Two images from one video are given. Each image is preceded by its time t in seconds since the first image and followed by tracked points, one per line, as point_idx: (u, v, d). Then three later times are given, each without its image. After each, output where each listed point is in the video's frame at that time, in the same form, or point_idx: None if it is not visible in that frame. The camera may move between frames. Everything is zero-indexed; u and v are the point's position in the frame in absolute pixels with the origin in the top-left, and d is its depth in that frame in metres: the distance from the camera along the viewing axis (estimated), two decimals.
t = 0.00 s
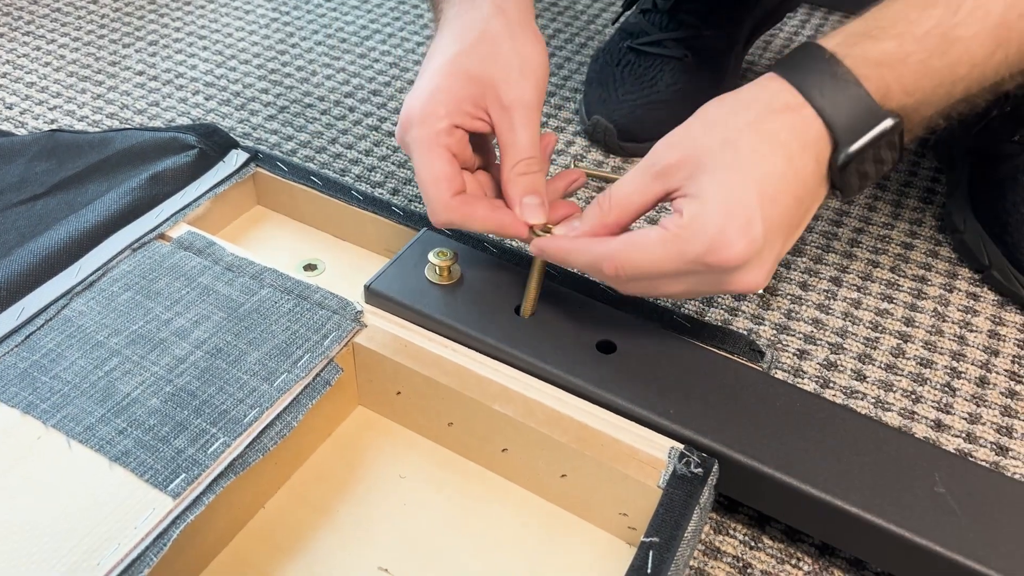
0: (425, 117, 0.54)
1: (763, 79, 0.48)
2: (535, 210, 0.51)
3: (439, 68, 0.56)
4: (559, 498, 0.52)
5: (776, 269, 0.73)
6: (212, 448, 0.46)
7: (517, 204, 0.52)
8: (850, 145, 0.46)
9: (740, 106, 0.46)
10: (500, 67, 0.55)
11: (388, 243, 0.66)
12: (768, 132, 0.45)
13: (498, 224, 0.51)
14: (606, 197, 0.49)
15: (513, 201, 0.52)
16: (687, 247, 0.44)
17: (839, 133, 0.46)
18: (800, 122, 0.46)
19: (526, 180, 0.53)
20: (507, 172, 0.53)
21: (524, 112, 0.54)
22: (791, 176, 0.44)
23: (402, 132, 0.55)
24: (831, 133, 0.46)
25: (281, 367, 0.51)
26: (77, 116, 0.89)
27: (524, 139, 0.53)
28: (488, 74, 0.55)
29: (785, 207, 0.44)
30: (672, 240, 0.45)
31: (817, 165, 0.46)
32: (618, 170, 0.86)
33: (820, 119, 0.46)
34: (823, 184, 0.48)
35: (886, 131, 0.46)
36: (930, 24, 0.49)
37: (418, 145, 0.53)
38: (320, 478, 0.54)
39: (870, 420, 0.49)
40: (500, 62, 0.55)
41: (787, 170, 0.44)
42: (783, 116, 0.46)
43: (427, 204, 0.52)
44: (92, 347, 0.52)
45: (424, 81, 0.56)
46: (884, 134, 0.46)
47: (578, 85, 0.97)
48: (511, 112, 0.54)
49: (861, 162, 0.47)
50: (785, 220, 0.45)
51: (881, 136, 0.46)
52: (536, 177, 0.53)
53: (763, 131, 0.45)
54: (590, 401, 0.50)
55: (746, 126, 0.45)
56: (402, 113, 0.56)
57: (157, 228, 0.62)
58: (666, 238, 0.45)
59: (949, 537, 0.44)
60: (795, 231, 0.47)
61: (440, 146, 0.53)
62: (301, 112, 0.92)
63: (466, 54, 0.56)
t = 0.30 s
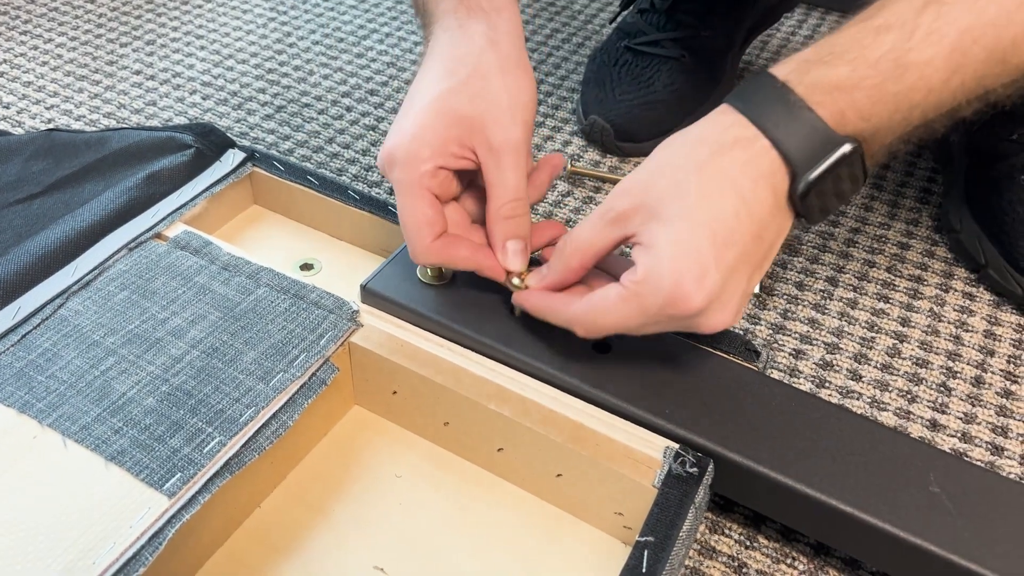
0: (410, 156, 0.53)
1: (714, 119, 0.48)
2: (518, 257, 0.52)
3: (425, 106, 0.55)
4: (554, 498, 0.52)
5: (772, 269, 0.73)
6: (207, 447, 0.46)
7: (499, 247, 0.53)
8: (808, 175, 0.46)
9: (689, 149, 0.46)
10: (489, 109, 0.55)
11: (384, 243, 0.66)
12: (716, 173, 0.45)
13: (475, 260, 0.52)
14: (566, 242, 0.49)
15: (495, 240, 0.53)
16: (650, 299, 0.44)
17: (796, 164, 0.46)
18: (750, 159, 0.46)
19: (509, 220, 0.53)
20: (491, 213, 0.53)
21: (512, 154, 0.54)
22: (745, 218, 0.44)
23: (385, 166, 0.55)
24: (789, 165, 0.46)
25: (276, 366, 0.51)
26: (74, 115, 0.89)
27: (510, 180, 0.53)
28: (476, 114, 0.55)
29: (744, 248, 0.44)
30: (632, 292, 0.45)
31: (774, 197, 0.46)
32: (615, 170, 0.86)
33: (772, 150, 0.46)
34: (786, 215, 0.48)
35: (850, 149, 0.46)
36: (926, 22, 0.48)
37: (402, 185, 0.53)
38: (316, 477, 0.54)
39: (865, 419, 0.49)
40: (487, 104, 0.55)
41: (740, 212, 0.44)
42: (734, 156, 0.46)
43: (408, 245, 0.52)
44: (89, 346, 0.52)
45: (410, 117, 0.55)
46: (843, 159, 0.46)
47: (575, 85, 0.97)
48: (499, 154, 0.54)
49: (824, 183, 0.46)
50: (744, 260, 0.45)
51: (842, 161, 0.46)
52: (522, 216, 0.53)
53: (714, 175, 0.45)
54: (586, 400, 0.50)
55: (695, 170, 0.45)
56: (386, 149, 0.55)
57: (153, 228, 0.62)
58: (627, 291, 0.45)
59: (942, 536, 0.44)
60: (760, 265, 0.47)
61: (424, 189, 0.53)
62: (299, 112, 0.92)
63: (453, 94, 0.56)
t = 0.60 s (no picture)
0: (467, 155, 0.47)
1: (699, 142, 0.50)
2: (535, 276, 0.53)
3: (473, 105, 0.49)
4: (553, 494, 0.52)
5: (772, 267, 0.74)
6: (209, 443, 0.46)
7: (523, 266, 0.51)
8: (779, 186, 0.46)
9: (663, 167, 0.48)
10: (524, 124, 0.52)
11: (384, 242, 0.66)
12: (678, 186, 0.46)
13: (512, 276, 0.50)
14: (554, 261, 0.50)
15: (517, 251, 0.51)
16: (595, 301, 0.44)
17: (768, 177, 0.46)
18: (721, 172, 0.47)
19: (530, 243, 0.51)
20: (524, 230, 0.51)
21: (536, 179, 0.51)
22: (703, 231, 0.44)
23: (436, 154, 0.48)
24: (761, 177, 0.46)
25: (277, 364, 0.52)
26: (75, 114, 0.89)
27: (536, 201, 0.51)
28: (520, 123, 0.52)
29: (699, 259, 0.43)
30: (578, 295, 0.45)
31: (741, 208, 0.46)
32: (615, 169, 0.86)
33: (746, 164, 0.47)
34: (766, 234, 0.46)
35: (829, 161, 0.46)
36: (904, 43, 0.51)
37: (465, 182, 0.47)
38: (317, 474, 0.54)
39: (862, 416, 0.49)
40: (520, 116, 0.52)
41: (698, 222, 0.44)
42: (705, 169, 0.47)
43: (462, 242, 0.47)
44: (91, 343, 0.52)
45: (455, 111, 0.49)
46: (816, 172, 0.46)
47: (574, 84, 0.98)
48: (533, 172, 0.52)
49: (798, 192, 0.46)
50: (704, 273, 0.43)
51: (816, 173, 0.46)
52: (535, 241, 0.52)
53: (678, 186, 0.46)
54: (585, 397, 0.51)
55: (661, 180, 0.46)
56: (435, 139, 0.48)
57: (154, 226, 0.62)
58: (575, 295, 0.45)
59: (940, 532, 0.44)
60: (735, 282, 0.45)
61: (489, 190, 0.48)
62: (299, 110, 0.92)
63: (496, 97, 0.51)
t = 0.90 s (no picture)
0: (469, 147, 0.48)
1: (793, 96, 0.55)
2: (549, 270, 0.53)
3: (473, 105, 0.50)
4: (554, 491, 0.52)
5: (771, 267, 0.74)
6: (211, 441, 0.47)
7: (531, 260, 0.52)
8: (846, 146, 0.50)
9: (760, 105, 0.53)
10: (523, 123, 0.52)
11: (385, 241, 0.66)
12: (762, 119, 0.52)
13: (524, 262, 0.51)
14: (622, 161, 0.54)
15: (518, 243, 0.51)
16: (664, 185, 0.49)
17: (836, 137, 0.50)
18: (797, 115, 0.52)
19: (532, 236, 0.52)
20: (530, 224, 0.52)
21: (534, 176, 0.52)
22: (776, 157, 0.50)
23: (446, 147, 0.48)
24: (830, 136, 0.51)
25: (279, 362, 0.52)
26: (76, 114, 0.89)
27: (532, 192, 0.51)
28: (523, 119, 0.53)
29: (762, 177, 0.49)
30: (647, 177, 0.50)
31: (809, 151, 0.51)
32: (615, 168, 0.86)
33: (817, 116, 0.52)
34: (825, 185, 0.51)
35: (897, 132, 0.49)
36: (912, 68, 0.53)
37: (475, 177, 0.47)
38: (319, 472, 0.54)
39: (861, 414, 0.50)
40: (520, 118, 0.52)
41: (773, 150, 0.50)
42: (782, 109, 0.52)
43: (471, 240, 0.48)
44: (93, 342, 0.52)
45: (458, 110, 0.50)
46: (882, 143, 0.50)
47: (574, 83, 0.98)
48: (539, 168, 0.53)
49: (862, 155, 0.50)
50: (761, 193, 0.49)
51: (883, 144, 0.50)
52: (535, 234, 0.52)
53: (761, 118, 0.51)
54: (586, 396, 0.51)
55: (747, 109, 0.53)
56: (443, 134, 0.49)
57: (156, 225, 0.62)
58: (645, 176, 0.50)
59: (939, 529, 0.44)
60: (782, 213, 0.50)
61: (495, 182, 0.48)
62: (300, 110, 0.92)
63: (499, 96, 0.52)
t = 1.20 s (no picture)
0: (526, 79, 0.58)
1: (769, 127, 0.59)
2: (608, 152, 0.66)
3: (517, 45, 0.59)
4: (554, 493, 0.52)
5: (772, 267, 0.74)
6: (211, 443, 0.47)
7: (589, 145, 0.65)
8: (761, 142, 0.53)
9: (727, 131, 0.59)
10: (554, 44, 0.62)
11: (386, 242, 0.66)
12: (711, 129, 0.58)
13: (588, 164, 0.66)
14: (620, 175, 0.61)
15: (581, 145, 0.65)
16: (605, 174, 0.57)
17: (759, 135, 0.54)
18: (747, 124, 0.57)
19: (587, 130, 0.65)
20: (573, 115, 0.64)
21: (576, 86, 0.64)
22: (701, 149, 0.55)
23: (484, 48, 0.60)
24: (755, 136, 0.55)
25: (279, 364, 0.52)
26: (76, 114, 0.89)
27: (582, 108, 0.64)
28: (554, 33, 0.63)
29: (686, 163, 0.54)
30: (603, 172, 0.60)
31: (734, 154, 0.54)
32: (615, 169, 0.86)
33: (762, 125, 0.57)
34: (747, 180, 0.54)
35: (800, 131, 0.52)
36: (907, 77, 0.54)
37: (517, 58, 0.59)
38: (319, 473, 0.54)
39: (863, 416, 0.49)
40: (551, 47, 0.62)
41: (698, 144, 0.55)
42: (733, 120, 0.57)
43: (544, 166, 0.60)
44: (93, 343, 0.52)
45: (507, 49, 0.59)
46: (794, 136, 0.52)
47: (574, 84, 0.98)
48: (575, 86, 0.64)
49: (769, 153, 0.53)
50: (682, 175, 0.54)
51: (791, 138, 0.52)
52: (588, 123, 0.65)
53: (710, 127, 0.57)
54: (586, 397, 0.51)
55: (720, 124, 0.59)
56: (494, 35, 0.60)
57: (156, 226, 0.62)
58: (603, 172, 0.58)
59: (940, 532, 0.44)
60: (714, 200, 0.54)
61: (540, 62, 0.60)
62: (300, 111, 0.92)
63: (529, 25, 0.61)
